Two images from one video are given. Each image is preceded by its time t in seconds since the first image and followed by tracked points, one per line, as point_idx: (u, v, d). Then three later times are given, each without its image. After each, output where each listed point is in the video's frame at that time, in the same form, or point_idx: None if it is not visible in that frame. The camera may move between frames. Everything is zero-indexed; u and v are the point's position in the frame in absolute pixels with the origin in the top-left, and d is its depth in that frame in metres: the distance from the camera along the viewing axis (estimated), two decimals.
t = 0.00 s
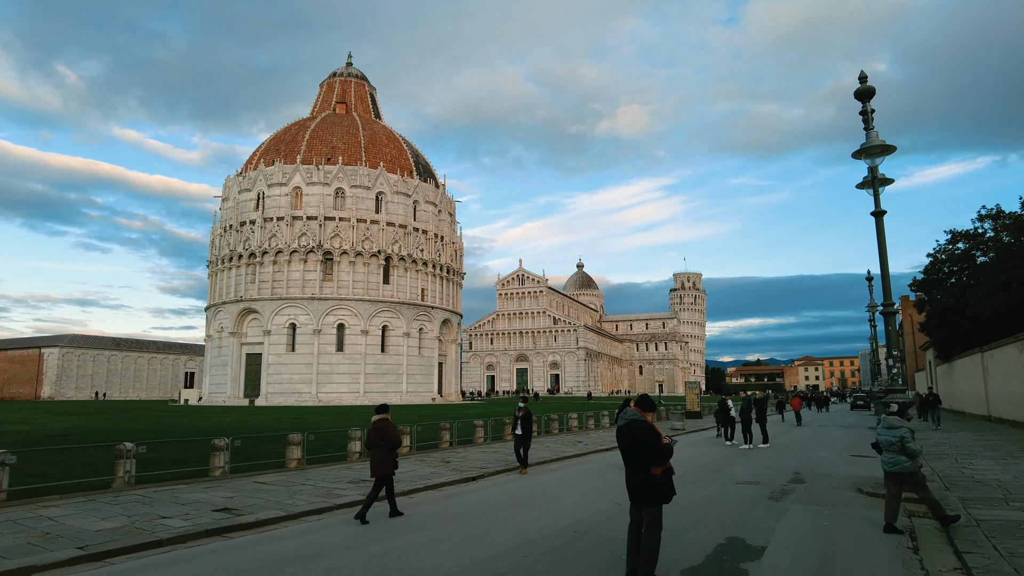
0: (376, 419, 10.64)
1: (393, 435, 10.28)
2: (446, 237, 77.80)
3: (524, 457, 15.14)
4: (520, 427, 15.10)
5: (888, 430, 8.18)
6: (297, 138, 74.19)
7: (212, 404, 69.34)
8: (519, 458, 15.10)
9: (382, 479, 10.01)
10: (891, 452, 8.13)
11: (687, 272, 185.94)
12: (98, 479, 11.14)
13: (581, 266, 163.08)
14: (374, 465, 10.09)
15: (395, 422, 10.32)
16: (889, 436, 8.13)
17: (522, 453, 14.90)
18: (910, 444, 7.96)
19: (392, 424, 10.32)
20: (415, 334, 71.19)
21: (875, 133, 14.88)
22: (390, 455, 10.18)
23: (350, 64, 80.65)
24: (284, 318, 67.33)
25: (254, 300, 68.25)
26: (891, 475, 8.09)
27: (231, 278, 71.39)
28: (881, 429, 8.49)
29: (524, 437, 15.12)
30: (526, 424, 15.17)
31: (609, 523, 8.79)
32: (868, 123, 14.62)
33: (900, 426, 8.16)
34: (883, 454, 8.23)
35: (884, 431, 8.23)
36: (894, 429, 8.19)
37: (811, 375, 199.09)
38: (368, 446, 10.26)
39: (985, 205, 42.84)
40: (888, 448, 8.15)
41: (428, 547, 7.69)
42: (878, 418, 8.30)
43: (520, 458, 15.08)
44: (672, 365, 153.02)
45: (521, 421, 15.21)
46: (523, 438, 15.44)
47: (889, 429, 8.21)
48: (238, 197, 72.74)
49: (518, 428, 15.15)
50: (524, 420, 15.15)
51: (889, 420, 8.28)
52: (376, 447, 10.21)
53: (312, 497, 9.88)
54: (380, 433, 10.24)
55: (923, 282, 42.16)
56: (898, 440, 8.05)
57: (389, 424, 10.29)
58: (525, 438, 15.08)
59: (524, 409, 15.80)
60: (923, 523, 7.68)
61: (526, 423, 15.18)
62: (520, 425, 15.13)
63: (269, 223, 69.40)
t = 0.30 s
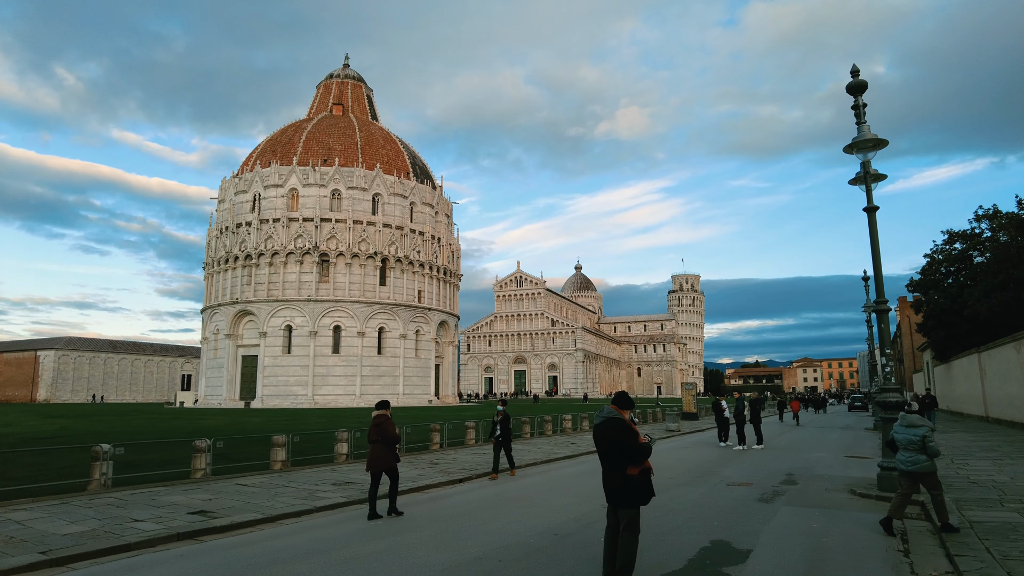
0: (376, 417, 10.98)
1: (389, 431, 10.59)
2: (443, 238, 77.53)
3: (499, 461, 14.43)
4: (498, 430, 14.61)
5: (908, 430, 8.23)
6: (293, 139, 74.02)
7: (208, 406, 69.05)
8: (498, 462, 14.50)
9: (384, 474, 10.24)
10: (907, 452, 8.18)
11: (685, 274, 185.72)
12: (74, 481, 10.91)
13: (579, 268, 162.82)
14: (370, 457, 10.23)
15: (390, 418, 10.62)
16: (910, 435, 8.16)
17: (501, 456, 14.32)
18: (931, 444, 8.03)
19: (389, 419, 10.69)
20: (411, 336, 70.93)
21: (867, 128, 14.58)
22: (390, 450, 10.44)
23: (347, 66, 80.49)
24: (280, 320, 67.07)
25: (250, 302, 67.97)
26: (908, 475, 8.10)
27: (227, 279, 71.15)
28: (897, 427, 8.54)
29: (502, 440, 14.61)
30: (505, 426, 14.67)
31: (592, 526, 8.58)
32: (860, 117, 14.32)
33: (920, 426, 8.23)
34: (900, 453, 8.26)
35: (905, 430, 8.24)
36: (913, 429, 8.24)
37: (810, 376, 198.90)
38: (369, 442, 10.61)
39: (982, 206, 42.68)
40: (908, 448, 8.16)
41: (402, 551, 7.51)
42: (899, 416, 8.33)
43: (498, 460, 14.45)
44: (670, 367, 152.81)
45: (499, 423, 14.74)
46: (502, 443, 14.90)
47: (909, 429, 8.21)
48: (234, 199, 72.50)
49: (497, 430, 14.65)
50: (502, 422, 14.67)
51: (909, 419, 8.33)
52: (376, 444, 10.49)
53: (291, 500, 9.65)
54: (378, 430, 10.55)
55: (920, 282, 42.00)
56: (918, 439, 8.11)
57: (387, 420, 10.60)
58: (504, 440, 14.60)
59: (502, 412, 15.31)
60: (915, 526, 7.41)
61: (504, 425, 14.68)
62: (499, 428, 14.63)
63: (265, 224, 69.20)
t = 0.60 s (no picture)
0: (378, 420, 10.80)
1: (391, 438, 10.45)
2: (440, 240, 77.32)
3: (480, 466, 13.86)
4: (474, 435, 14.14)
5: (920, 428, 8.04)
6: (289, 142, 73.83)
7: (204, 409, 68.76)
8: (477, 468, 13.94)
9: (383, 481, 10.32)
10: (917, 452, 7.94)
11: (684, 275, 185.54)
12: (47, 490, 10.63)
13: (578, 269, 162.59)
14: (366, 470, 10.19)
15: (393, 427, 10.43)
16: (923, 434, 7.93)
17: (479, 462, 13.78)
18: (945, 442, 7.76)
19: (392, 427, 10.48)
20: (408, 338, 70.70)
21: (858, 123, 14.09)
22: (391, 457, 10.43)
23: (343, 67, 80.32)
24: (276, 323, 66.80)
25: (246, 305, 67.70)
26: (921, 476, 7.77)
27: (223, 282, 70.90)
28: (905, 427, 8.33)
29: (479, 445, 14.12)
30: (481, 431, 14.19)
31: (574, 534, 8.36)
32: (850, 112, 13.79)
33: (933, 426, 8.05)
34: (911, 452, 8.00)
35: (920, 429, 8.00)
36: (926, 428, 8.05)
37: (810, 377, 198.68)
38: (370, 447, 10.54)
39: (979, 205, 42.48)
40: (920, 447, 7.91)
41: (372, 561, 7.31)
42: (912, 414, 8.19)
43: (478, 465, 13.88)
44: (669, 369, 152.59)
45: (476, 427, 14.26)
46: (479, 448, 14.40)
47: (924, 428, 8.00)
48: (230, 202, 72.27)
49: (473, 435, 14.19)
50: (478, 425, 14.20)
51: (920, 418, 8.19)
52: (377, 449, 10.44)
53: (271, 506, 9.41)
54: (379, 437, 10.39)
55: (918, 282, 41.85)
56: (932, 438, 7.85)
57: (388, 428, 10.41)
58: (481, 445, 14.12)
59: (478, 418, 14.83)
60: (908, 532, 7.18)
61: (481, 429, 14.21)
62: (475, 433, 14.15)
63: (261, 227, 68.97)
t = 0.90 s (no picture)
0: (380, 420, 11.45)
1: (395, 435, 11.06)
2: (439, 240, 77.16)
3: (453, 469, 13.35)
4: (450, 437, 13.67)
5: (929, 429, 7.83)
6: (288, 141, 73.66)
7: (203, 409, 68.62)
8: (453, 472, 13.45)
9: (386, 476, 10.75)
10: (924, 452, 7.80)
11: (684, 276, 185.23)
12: (28, 489, 10.52)
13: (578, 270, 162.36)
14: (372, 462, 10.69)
15: (398, 423, 11.09)
16: (933, 436, 7.71)
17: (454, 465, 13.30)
18: (955, 443, 7.61)
19: (397, 423, 11.11)
20: (407, 338, 70.57)
21: (852, 118, 13.92)
22: (394, 452, 11.01)
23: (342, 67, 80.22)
24: (275, 322, 66.64)
25: (245, 305, 67.51)
26: (928, 476, 7.68)
27: (222, 282, 70.75)
28: (911, 426, 8.15)
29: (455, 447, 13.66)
30: (457, 433, 13.76)
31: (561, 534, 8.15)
32: (845, 106, 13.58)
33: (942, 426, 7.83)
34: (919, 453, 7.85)
35: (927, 430, 7.82)
36: (933, 428, 7.85)
37: (810, 378, 198.45)
38: (371, 444, 11.08)
39: (979, 204, 42.26)
40: (929, 448, 7.76)
41: (344, 563, 7.11)
42: (920, 415, 7.93)
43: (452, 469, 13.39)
44: (669, 369, 152.40)
45: (451, 429, 13.80)
46: (454, 451, 14.00)
47: (932, 429, 7.79)
48: (229, 201, 72.11)
49: (449, 438, 13.71)
50: (454, 427, 13.74)
51: (927, 417, 7.96)
52: (380, 445, 10.99)
53: (252, 507, 9.27)
54: (383, 433, 11.01)
55: (917, 281, 41.61)
56: (942, 439, 7.67)
57: (392, 424, 11.03)
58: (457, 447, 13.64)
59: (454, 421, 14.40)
60: (901, 534, 6.97)
61: (457, 431, 13.77)
62: (451, 435, 13.68)
63: (260, 226, 68.83)
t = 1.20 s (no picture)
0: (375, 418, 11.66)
1: (390, 432, 11.31)
2: (433, 240, 76.85)
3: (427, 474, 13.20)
4: (419, 438, 13.23)
5: (926, 432, 7.88)
6: (282, 140, 73.31)
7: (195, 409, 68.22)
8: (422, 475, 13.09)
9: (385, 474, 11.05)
10: (926, 455, 7.91)
11: (680, 276, 185.20)
12: None
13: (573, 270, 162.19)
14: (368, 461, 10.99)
15: (392, 421, 11.32)
16: (931, 439, 7.78)
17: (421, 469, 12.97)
18: (954, 445, 7.63)
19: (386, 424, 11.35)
20: (401, 338, 70.29)
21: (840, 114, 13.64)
22: (390, 451, 11.26)
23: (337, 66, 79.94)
24: (267, 322, 66.29)
25: (237, 304, 67.16)
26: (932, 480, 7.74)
27: (214, 281, 70.35)
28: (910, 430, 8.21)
29: (422, 452, 13.25)
30: (425, 435, 13.31)
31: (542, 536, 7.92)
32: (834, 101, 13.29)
33: (939, 428, 7.92)
34: (919, 457, 7.95)
35: (925, 433, 7.91)
36: (931, 431, 7.90)
37: (805, 378, 198.64)
38: (369, 443, 11.35)
39: (973, 205, 42.23)
40: (929, 451, 7.84)
41: (309, 571, 6.84)
42: (918, 419, 7.96)
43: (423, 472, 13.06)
44: (664, 369, 152.33)
45: (419, 431, 13.36)
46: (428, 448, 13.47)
47: (929, 432, 7.89)
48: (222, 200, 71.69)
49: (417, 439, 13.30)
50: (422, 428, 13.31)
51: (924, 420, 8.01)
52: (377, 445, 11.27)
53: (226, 509, 9.05)
54: (379, 432, 11.25)
55: (910, 282, 41.65)
56: (940, 442, 7.72)
57: (387, 423, 11.25)
58: (423, 451, 13.22)
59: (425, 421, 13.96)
60: (890, 539, 6.81)
61: (424, 433, 13.32)
62: (418, 437, 13.27)
63: (253, 225, 68.48)
